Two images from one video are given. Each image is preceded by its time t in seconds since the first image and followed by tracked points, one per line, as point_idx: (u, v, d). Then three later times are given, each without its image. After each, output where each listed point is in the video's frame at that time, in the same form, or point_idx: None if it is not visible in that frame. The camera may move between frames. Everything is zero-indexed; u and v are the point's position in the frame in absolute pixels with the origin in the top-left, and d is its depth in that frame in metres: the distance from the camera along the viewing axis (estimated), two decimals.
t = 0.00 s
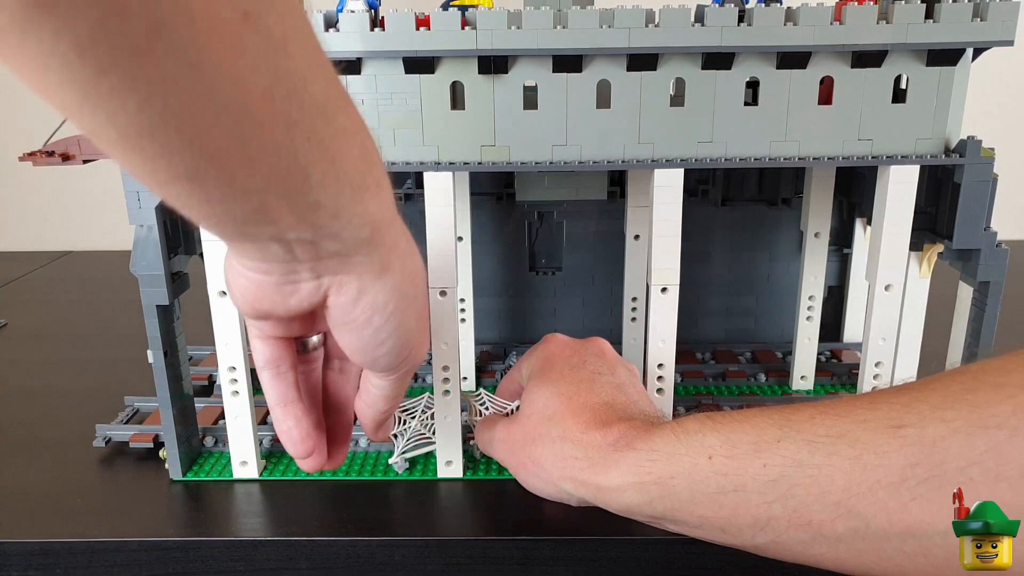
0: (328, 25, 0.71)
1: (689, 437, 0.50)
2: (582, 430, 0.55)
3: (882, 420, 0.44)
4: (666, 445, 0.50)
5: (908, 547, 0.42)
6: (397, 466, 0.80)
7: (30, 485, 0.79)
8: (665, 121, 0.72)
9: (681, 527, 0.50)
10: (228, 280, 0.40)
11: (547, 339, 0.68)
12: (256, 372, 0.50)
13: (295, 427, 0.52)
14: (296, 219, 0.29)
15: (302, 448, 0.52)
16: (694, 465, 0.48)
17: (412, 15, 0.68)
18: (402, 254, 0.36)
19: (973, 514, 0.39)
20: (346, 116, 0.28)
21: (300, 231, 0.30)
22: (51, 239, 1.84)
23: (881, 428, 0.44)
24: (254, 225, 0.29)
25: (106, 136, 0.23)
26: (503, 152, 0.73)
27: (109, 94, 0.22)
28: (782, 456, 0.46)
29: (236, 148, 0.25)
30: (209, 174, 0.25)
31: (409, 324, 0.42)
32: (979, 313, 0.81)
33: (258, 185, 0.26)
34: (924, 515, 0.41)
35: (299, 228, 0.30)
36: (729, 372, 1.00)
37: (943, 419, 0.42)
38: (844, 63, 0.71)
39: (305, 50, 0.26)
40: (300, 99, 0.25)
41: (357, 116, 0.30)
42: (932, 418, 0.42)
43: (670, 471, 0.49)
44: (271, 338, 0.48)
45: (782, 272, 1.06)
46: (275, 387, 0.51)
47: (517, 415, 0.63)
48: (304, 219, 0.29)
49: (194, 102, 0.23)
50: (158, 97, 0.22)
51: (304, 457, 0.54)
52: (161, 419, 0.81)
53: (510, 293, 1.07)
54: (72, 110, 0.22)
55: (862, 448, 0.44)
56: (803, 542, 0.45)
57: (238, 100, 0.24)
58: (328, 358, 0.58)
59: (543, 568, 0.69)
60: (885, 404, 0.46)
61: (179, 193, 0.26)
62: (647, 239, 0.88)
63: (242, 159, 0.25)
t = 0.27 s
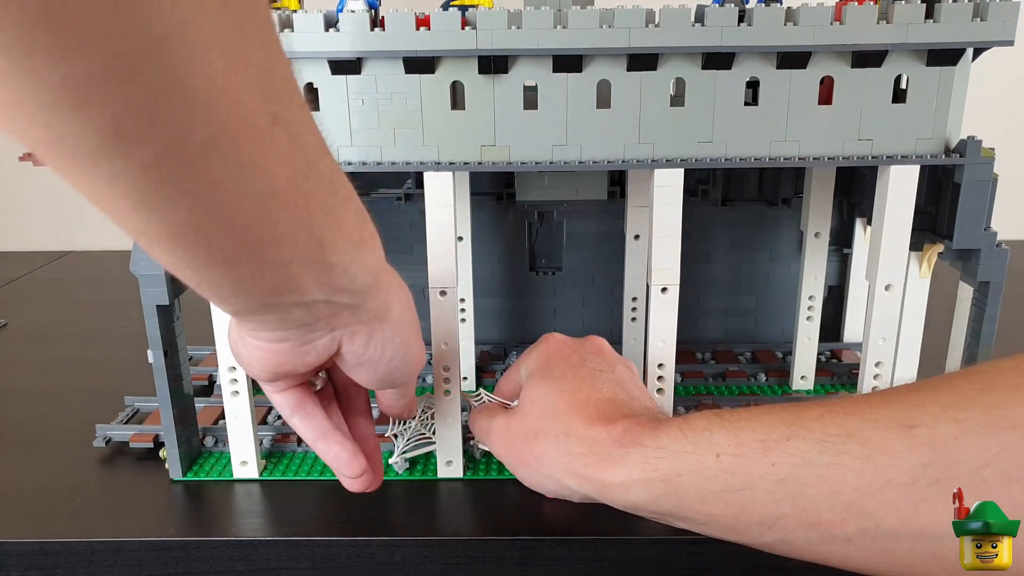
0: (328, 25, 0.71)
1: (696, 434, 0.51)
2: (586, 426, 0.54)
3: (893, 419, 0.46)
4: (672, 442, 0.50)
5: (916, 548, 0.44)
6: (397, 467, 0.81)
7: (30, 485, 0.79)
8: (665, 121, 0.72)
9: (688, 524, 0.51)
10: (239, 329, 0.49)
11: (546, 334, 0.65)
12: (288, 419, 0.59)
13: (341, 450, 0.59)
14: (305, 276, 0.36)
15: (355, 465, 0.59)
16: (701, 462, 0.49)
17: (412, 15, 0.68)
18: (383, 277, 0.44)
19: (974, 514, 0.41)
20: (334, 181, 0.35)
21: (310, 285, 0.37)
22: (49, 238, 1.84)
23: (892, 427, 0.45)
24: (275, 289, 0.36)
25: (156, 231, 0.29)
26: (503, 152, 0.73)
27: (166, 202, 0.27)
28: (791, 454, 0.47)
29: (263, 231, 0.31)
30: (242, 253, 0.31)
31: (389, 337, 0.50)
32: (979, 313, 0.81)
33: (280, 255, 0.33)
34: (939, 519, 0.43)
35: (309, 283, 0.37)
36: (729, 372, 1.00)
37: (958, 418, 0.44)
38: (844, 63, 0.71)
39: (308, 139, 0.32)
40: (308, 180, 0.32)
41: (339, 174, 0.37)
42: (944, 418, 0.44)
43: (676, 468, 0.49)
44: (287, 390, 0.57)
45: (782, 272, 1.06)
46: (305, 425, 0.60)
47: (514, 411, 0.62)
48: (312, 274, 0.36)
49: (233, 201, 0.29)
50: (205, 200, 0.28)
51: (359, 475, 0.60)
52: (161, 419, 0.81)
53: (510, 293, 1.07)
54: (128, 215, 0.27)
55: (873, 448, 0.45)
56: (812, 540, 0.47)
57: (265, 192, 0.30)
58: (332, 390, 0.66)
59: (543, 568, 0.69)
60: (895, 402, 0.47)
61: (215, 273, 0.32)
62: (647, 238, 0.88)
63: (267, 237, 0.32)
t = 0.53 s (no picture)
0: (328, 25, 0.71)
1: (701, 438, 0.51)
2: (588, 430, 0.55)
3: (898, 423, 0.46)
4: (678, 447, 0.51)
5: (923, 552, 0.44)
6: (397, 466, 0.80)
7: (31, 485, 0.79)
8: (665, 121, 0.72)
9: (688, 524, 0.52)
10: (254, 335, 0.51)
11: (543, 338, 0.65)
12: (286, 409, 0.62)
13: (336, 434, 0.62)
14: (323, 286, 0.38)
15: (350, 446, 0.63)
16: (707, 467, 0.49)
17: (412, 15, 0.68)
18: (394, 286, 0.45)
19: (974, 515, 0.41)
20: (352, 197, 0.37)
21: (327, 294, 0.39)
22: (48, 238, 1.84)
23: (900, 434, 0.45)
24: (294, 300, 0.38)
25: (191, 249, 0.30)
26: (503, 152, 0.73)
27: (203, 222, 0.29)
28: (798, 461, 0.47)
29: (289, 244, 0.33)
30: (266, 267, 0.33)
31: (398, 344, 0.51)
32: (979, 313, 0.81)
33: (301, 268, 0.35)
34: (943, 522, 0.43)
35: (326, 293, 0.39)
36: (729, 372, 1.00)
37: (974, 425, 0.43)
38: (844, 63, 0.71)
39: (330, 159, 0.34)
40: (329, 197, 0.34)
41: (355, 191, 0.39)
42: (954, 426, 0.44)
43: (682, 473, 0.50)
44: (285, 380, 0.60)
45: (782, 272, 1.06)
46: (303, 416, 0.63)
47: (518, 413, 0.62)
48: (329, 284, 0.38)
49: (263, 221, 0.30)
50: (238, 220, 0.30)
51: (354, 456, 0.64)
52: (161, 419, 0.81)
53: (510, 293, 1.07)
54: (167, 233, 0.29)
55: (882, 454, 0.45)
56: (820, 545, 0.47)
57: (292, 210, 0.31)
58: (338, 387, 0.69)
59: (543, 568, 0.69)
60: (909, 410, 0.46)
61: (242, 285, 0.34)
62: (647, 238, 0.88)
63: (291, 253, 0.33)
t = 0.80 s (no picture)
0: (328, 25, 0.71)
1: (700, 446, 0.50)
2: (584, 437, 0.53)
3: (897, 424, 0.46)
4: (677, 455, 0.50)
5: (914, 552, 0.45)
6: (397, 467, 0.80)
7: (31, 485, 0.79)
8: (665, 121, 0.72)
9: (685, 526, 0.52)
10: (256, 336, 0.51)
11: (535, 342, 0.64)
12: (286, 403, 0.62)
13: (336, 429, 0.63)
14: (323, 288, 0.38)
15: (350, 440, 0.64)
16: (706, 476, 0.49)
17: (412, 15, 0.68)
18: (393, 287, 0.45)
19: (974, 514, 0.42)
20: (350, 200, 0.37)
21: (328, 297, 0.39)
22: (48, 237, 1.84)
23: (900, 441, 0.45)
24: (294, 303, 0.38)
25: (191, 254, 0.30)
26: (503, 152, 0.73)
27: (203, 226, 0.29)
28: (797, 468, 0.47)
29: (290, 249, 0.33)
30: (268, 272, 0.33)
31: (398, 344, 0.51)
32: (979, 313, 0.81)
33: (301, 271, 0.35)
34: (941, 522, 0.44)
35: (327, 295, 0.39)
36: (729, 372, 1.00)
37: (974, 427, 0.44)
38: (844, 63, 0.71)
39: (328, 163, 0.34)
40: (327, 200, 0.34)
41: (353, 193, 0.39)
42: (954, 435, 0.44)
43: (682, 480, 0.49)
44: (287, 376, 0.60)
45: (782, 272, 1.06)
46: (304, 410, 0.63)
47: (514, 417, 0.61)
48: (329, 286, 0.38)
49: (263, 224, 0.30)
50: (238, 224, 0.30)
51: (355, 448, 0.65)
52: (161, 419, 0.81)
53: (510, 293, 1.07)
54: (166, 238, 0.29)
55: (881, 462, 0.45)
56: (821, 551, 0.48)
57: (293, 214, 0.32)
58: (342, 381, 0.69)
59: (543, 568, 0.69)
60: (906, 416, 0.46)
61: (245, 290, 0.34)
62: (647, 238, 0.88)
63: (291, 255, 0.33)
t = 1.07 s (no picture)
0: (328, 26, 0.71)
1: (700, 450, 0.50)
2: (584, 444, 0.54)
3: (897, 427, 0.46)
4: (676, 459, 0.51)
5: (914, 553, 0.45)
6: (397, 466, 0.80)
7: (31, 485, 0.79)
8: (664, 121, 0.72)
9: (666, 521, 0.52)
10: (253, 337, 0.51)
11: (530, 347, 0.64)
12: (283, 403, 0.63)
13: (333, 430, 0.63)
14: (319, 290, 0.38)
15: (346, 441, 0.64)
16: (706, 480, 0.49)
17: (412, 15, 0.68)
18: (390, 288, 0.45)
19: (974, 514, 0.41)
20: (346, 201, 0.37)
21: (324, 298, 0.39)
22: (48, 237, 1.84)
23: (900, 446, 0.45)
24: (291, 304, 0.38)
25: (188, 256, 0.30)
26: (503, 152, 0.73)
27: (200, 229, 0.29)
28: (797, 473, 0.47)
29: (286, 251, 0.33)
30: (265, 274, 0.33)
31: (394, 343, 0.51)
32: (979, 313, 0.81)
33: (297, 273, 0.35)
34: (941, 522, 0.44)
35: (323, 296, 0.39)
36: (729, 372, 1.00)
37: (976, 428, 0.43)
38: (844, 63, 0.71)
39: (324, 165, 0.34)
40: (323, 203, 0.34)
41: (349, 195, 0.39)
42: (954, 440, 0.44)
43: (681, 485, 0.50)
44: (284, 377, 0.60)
45: (782, 272, 1.06)
46: (301, 410, 0.63)
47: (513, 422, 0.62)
48: (325, 288, 0.38)
49: (259, 227, 0.30)
50: (234, 227, 0.30)
51: (352, 449, 0.65)
52: (161, 419, 0.81)
53: (510, 293, 1.07)
54: (164, 241, 0.29)
55: (882, 467, 0.45)
56: (820, 554, 0.48)
57: (288, 216, 0.32)
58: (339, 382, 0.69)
59: (543, 568, 0.69)
60: (907, 421, 0.46)
61: (241, 292, 0.34)
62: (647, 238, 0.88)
63: (287, 257, 0.33)
